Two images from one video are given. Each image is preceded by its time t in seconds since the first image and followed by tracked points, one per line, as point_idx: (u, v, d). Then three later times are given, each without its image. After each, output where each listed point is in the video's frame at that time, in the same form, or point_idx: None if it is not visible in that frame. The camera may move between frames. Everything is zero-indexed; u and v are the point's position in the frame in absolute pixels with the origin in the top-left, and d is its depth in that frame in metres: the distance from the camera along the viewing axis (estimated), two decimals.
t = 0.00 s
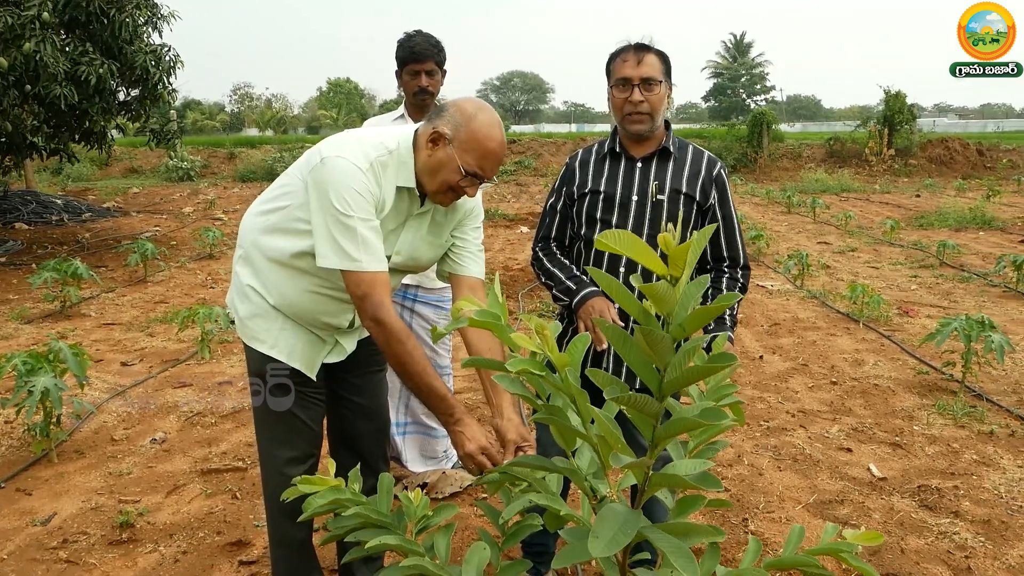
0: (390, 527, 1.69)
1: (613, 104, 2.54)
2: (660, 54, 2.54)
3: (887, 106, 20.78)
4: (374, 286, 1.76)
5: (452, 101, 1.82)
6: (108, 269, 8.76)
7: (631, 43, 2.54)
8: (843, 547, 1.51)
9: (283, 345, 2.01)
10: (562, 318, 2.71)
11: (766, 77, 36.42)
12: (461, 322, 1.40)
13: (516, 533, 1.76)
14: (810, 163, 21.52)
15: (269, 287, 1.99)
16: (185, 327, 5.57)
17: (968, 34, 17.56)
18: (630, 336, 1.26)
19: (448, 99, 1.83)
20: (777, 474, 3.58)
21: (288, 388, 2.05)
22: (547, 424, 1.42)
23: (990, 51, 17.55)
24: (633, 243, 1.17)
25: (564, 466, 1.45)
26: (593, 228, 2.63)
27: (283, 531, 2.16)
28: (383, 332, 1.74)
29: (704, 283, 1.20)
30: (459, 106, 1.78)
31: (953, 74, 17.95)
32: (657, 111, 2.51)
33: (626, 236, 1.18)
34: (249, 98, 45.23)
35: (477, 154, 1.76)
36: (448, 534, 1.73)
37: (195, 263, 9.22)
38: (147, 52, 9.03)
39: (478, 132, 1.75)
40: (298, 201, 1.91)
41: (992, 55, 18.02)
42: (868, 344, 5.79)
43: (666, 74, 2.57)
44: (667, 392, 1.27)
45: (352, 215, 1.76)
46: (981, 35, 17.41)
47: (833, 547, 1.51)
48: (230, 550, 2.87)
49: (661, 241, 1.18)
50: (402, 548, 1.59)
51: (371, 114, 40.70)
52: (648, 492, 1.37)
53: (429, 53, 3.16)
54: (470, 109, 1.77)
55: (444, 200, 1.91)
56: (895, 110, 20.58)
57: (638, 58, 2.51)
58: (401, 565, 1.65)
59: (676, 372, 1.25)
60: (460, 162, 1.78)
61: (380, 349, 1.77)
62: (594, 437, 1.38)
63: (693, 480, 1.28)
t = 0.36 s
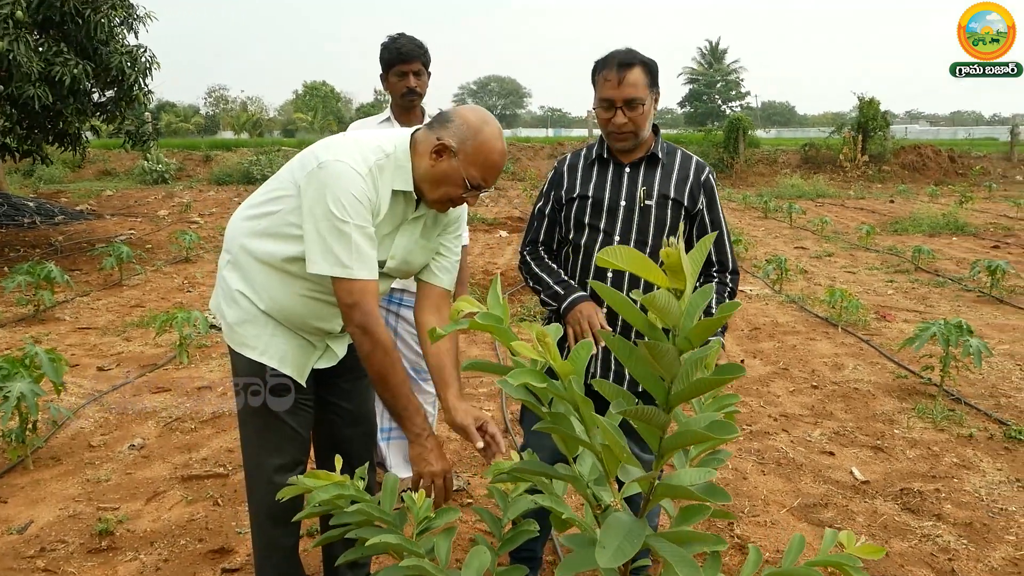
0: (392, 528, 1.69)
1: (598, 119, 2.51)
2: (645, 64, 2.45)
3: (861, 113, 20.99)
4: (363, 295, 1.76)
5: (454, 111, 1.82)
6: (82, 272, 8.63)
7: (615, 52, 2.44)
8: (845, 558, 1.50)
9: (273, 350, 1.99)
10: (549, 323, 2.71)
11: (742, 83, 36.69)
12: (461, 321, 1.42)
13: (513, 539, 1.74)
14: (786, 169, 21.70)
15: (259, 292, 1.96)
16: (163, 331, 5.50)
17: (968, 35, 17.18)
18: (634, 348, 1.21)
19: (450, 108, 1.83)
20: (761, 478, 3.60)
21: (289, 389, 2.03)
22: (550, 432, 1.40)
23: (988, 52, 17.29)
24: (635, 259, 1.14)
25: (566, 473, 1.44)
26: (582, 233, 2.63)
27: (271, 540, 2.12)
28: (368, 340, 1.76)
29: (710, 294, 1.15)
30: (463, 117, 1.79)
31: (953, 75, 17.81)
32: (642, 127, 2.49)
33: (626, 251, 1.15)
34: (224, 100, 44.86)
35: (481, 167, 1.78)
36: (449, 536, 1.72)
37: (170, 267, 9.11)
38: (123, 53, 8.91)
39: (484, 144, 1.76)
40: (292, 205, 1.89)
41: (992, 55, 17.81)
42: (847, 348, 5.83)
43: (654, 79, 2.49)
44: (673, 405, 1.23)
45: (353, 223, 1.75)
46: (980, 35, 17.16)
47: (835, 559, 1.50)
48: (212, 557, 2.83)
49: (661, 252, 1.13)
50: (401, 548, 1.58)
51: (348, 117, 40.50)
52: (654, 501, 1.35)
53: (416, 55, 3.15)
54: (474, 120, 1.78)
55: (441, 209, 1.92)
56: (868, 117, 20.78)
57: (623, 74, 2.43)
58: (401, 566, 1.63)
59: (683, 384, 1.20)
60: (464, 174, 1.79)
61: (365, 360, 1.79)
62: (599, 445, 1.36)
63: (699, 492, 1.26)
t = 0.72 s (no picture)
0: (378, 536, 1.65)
1: (579, 124, 2.49)
2: (624, 68, 2.40)
3: (836, 116, 21.13)
4: (363, 303, 1.76)
5: (456, 122, 1.83)
6: (56, 274, 8.49)
7: (595, 58, 2.40)
8: (836, 555, 1.49)
9: (260, 353, 1.96)
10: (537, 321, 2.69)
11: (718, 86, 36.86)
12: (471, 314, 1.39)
13: (503, 541, 1.71)
14: (762, 171, 21.82)
15: (249, 294, 1.94)
16: (140, 333, 5.42)
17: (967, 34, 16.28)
18: (642, 341, 1.22)
19: (451, 119, 1.84)
20: (746, 478, 3.61)
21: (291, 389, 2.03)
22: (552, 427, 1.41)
23: (990, 52, 16.26)
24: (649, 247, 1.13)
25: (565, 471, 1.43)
26: (569, 232, 2.62)
27: (257, 546, 2.08)
28: (367, 350, 1.76)
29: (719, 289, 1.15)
30: (465, 128, 1.80)
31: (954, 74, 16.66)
32: (623, 132, 2.47)
33: (644, 241, 1.13)
34: (198, 100, 44.45)
35: (481, 180, 1.80)
36: (437, 541, 1.68)
37: (146, 268, 8.99)
38: (97, 51, 8.78)
39: (486, 157, 1.78)
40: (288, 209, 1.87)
41: (992, 55, 16.68)
42: (827, 349, 5.87)
43: (634, 82, 2.45)
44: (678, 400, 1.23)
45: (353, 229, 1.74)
46: (980, 34, 16.18)
47: (826, 559, 1.49)
48: (196, 562, 2.79)
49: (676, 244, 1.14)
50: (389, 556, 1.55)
51: (324, 117, 40.25)
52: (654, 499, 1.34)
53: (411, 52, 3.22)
54: (476, 133, 1.79)
55: (437, 220, 1.93)
56: (843, 120, 20.93)
57: (601, 79, 2.39)
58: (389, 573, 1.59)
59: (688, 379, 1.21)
60: (464, 186, 1.81)
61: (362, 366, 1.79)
62: (601, 442, 1.35)
63: (700, 490, 1.26)
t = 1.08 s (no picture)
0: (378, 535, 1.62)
1: (569, 127, 2.48)
2: (612, 71, 2.38)
3: (818, 115, 21.27)
4: (382, 295, 1.75)
5: (457, 119, 1.84)
6: (37, 273, 8.40)
7: (583, 62, 2.37)
8: (842, 553, 1.48)
9: (258, 351, 1.95)
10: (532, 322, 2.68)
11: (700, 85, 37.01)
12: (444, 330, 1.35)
13: (503, 537, 1.68)
14: (744, 170, 21.94)
15: (248, 293, 1.92)
16: (125, 333, 5.36)
17: (966, 33, 16.43)
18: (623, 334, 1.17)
19: (453, 116, 1.85)
20: (738, 476, 3.61)
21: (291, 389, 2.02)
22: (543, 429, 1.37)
23: (990, 52, 16.41)
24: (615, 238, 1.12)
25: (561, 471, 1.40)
26: (563, 232, 2.61)
27: (251, 547, 2.06)
28: (394, 344, 1.77)
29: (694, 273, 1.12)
30: (467, 125, 1.81)
31: (953, 74, 16.47)
32: (613, 134, 2.46)
33: (611, 234, 1.13)
34: (177, 99, 44.13)
35: (483, 176, 1.81)
36: (439, 541, 1.65)
37: (128, 268, 8.91)
38: (77, 48, 8.68)
39: (487, 153, 1.79)
40: (288, 208, 1.86)
41: (994, 55, 16.81)
42: (814, 347, 5.90)
43: (623, 83, 2.43)
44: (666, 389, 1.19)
45: (361, 225, 1.74)
46: (980, 34, 16.32)
47: (832, 554, 1.48)
48: (187, 563, 2.76)
49: (644, 232, 1.11)
50: (392, 555, 1.52)
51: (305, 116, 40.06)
52: (652, 491, 1.30)
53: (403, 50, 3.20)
54: (478, 129, 1.81)
55: (438, 216, 1.94)
56: (824, 119, 21.08)
57: (589, 82, 2.37)
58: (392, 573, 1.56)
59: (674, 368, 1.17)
60: (467, 182, 1.82)
61: (389, 362, 1.79)
62: (594, 440, 1.32)
63: (697, 478, 1.22)
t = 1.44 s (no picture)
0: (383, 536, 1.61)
1: (570, 129, 2.48)
2: (615, 74, 2.38)
3: (812, 117, 21.31)
4: (376, 291, 1.74)
5: (457, 111, 1.85)
6: (31, 272, 8.36)
7: (585, 64, 2.37)
8: (847, 554, 1.44)
9: (260, 351, 1.94)
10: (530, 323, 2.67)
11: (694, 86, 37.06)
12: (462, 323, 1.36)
13: (506, 536, 1.67)
14: (739, 171, 21.98)
15: (250, 292, 1.91)
16: (121, 332, 5.34)
17: (967, 33, 16.49)
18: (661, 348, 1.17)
19: (453, 109, 1.85)
20: (736, 477, 3.62)
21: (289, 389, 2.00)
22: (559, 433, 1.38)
23: (990, 52, 16.48)
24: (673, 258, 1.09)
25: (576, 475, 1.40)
26: (564, 234, 2.60)
27: (250, 548, 2.05)
28: (384, 337, 1.74)
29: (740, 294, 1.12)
30: (468, 116, 1.82)
31: (953, 74, 16.51)
32: (615, 137, 2.45)
33: (667, 252, 1.11)
34: (171, 97, 44.03)
35: (485, 167, 1.81)
36: (443, 542, 1.63)
37: (123, 267, 8.87)
38: (72, 47, 8.65)
39: (488, 143, 1.80)
40: (289, 203, 1.85)
41: (991, 55, 16.86)
42: (811, 348, 5.91)
43: (625, 86, 2.43)
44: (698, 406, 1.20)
45: (362, 217, 1.73)
46: (980, 34, 16.38)
47: (836, 558, 1.44)
48: (186, 564, 2.75)
49: (703, 254, 1.09)
50: (396, 555, 1.50)
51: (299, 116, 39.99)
52: (670, 502, 1.31)
53: (400, 51, 3.25)
54: (478, 120, 1.81)
55: (440, 207, 1.94)
56: (819, 121, 21.12)
57: (592, 86, 2.36)
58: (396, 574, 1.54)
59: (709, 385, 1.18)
60: (468, 173, 1.82)
61: (380, 358, 1.77)
62: (613, 447, 1.32)
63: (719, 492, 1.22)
